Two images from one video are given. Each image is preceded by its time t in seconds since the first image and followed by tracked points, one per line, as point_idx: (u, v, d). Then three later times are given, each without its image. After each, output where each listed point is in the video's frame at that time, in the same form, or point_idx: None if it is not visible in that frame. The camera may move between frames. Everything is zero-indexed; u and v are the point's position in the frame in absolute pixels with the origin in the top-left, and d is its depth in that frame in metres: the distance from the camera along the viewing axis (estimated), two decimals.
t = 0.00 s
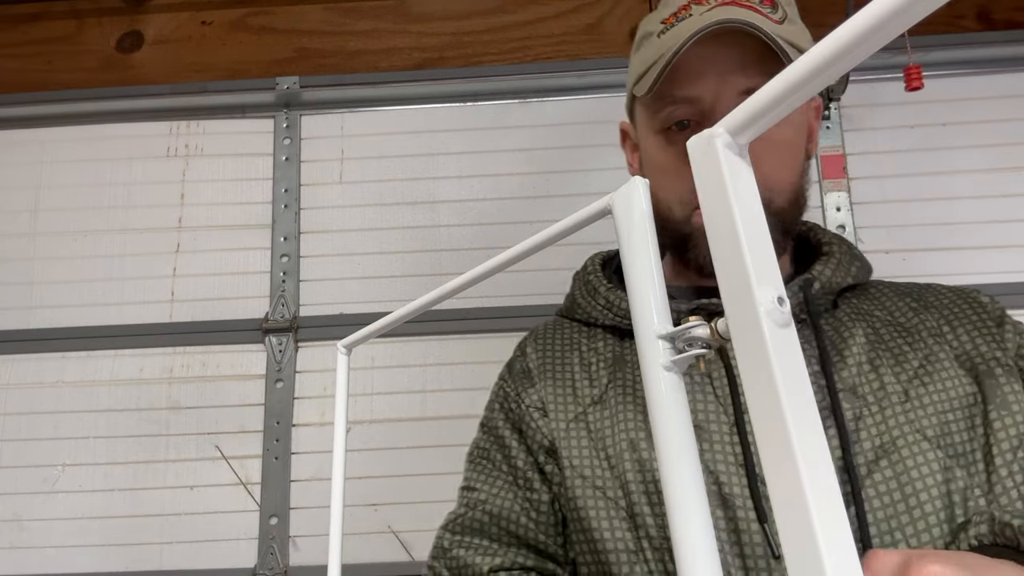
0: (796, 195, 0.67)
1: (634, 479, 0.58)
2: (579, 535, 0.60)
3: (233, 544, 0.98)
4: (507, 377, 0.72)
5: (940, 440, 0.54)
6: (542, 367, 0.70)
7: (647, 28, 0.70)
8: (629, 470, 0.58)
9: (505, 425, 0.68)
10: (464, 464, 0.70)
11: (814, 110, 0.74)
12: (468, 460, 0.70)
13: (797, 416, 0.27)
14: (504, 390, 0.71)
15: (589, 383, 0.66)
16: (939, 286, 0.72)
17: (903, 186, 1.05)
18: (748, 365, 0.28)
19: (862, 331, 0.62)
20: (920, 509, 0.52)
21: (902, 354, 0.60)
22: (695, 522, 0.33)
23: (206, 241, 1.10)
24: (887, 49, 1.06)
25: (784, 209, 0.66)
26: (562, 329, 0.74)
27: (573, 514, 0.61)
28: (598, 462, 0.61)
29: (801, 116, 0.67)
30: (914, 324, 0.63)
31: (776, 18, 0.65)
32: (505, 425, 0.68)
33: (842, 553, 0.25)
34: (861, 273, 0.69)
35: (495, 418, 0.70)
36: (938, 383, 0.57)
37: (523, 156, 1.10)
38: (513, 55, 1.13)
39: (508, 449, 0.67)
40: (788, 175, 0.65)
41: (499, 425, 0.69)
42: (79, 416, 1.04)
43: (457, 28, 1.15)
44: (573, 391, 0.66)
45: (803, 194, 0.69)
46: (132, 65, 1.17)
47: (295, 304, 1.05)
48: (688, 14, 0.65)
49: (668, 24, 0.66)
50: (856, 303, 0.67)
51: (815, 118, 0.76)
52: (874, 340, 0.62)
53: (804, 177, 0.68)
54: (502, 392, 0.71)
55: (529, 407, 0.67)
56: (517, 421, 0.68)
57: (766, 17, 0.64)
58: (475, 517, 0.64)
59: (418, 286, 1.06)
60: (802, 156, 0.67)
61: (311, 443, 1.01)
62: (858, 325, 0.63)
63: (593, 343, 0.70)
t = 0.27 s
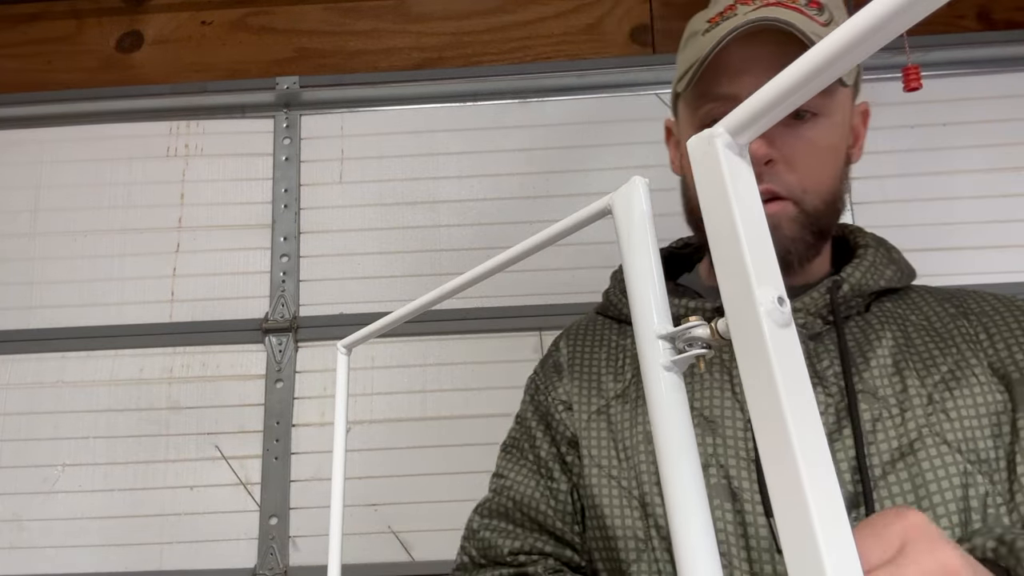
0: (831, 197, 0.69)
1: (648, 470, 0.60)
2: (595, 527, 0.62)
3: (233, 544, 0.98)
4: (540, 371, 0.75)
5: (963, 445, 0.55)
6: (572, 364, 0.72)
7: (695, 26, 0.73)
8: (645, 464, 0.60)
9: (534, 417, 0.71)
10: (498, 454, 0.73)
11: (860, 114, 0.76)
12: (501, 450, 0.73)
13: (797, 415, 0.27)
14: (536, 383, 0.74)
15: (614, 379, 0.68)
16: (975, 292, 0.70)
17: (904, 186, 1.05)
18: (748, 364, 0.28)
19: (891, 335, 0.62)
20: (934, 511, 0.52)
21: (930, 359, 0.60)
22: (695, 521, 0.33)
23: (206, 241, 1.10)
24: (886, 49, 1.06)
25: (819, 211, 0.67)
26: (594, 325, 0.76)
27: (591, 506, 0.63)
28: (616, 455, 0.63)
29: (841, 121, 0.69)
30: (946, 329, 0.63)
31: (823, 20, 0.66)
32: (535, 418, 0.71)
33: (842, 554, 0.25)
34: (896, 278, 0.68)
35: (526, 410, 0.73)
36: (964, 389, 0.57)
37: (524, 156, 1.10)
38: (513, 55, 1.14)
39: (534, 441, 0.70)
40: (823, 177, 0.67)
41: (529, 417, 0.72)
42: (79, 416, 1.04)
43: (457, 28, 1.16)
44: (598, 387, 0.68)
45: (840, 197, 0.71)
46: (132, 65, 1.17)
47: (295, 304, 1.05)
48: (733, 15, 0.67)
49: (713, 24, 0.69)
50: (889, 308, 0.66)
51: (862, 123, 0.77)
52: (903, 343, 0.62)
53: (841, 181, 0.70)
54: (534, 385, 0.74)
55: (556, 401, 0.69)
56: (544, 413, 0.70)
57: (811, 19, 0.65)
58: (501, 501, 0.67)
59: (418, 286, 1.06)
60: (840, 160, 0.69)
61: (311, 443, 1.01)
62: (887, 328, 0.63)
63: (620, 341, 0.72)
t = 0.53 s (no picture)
0: (873, 203, 0.72)
1: (651, 458, 0.61)
2: (591, 506, 0.63)
3: (233, 544, 0.98)
4: (553, 349, 0.76)
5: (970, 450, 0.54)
6: (585, 343, 0.73)
7: (762, 13, 0.75)
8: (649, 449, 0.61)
9: (541, 392, 0.73)
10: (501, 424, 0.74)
11: (910, 127, 0.79)
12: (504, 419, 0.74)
13: (797, 413, 0.27)
14: (548, 361, 0.75)
15: (624, 362, 0.69)
16: (1009, 302, 0.71)
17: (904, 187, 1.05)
18: (748, 364, 0.28)
19: (906, 340, 0.63)
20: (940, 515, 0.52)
21: (943, 366, 0.61)
22: (695, 518, 0.33)
23: (206, 241, 1.10)
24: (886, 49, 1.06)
25: (862, 215, 0.71)
26: (609, 309, 0.77)
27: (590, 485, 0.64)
28: (619, 436, 0.64)
29: (894, 128, 0.72)
30: (960, 338, 0.63)
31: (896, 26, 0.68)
32: (542, 392, 0.72)
33: (841, 553, 0.25)
34: (922, 283, 0.70)
35: (536, 384, 0.74)
36: (974, 396, 0.57)
37: (524, 156, 1.09)
38: (514, 55, 1.14)
39: (538, 413, 0.71)
40: (869, 181, 0.71)
41: (536, 392, 0.73)
42: (78, 416, 1.04)
43: (457, 28, 1.16)
44: (607, 367, 0.70)
45: (880, 204, 0.75)
46: (132, 65, 1.17)
47: (295, 304, 1.05)
48: (806, 6, 0.69)
49: (784, 11, 0.71)
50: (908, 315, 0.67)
51: (908, 137, 0.81)
52: (918, 349, 0.63)
53: (883, 188, 0.73)
54: (546, 361, 0.75)
55: (565, 378, 0.71)
56: (552, 388, 0.72)
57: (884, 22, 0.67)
58: (495, 464, 0.68)
59: (418, 286, 1.06)
60: (886, 166, 0.72)
61: (311, 443, 1.01)
62: (903, 334, 0.64)
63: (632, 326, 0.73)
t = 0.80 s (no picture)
0: (888, 211, 0.73)
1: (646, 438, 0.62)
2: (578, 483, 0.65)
3: (233, 544, 0.98)
4: (553, 323, 0.78)
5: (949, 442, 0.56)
6: (584, 320, 0.75)
7: (795, 6, 0.75)
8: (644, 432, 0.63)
9: (540, 364, 0.75)
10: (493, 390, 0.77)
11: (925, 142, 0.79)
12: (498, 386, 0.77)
13: (797, 412, 0.26)
14: (549, 334, 0.77)
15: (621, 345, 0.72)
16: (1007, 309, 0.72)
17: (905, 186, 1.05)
18: (748, 365, 0.28)
19: (898, 341, 0.64)
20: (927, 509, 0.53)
21: (932, 366, 0.63)
22: (694, 516, 0.33)
23: (206, 241, 1.10)
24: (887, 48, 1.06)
25: (875, 223, 0.72)
26: (610, 291, 0.79)
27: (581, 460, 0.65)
28: (615, 419, 0.66)
29: (917, 138, 0.72)
30: (947, 339, 0.65)
31: (930, 33, 0.68)
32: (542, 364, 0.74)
33: (840, 552, 0.25)
34: (922, 289, 0.72)
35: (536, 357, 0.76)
36: (958, 394, 0.59)
37: (524, 156, 1.09)
38: (514, 55, 1.14)
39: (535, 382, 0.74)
40: (886, 190, 0.71)
41: (535, 365, 0.76)
42: (79, 416, 1.04)
43: (457, 28, 1.16)
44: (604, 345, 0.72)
45: (894, 213, 0.75)
46: (132, 65, 1.17)
47: (295, 304, 1.05)
48: (839, 5, 0.70)
49: (817, 7, 0.71)
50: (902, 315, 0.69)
51: (925, 147, 0.81)
52: (910, 351, 0.64)
53: (898, 198, 0.74)
54: (544, 335, 0.78)
55: (564, 352, 0.73)
56: (551, 361, 0.74)
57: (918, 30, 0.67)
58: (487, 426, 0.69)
59: (418, 286, 1.06)
60: (904, 176, 0.72)
61: (311, 443, 1.01)
62: (897, 335, 0.65)
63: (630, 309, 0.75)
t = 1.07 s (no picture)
0: (874, 213, 0.73)
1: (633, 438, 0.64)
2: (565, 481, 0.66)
3: (234, 544, 0.98)
4: (540, 321, 0.79)
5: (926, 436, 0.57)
6: (572, 318, 0.76)
7: (785, 7, 0.76)
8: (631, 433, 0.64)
9: (528, 362, 0.76)
10: (479, 386, 0.77)
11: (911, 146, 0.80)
12: (483, 382, 0.77)
13: (797, 412, 0.27)
14: (536, 333, 0.78)
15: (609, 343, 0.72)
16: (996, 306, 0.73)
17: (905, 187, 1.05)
18: (748, 365, 0.28)
19: (884, 340, 0.66)
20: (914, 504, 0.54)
21: (917, 365, 0.64)
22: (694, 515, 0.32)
23: (206, 241, 1.10)
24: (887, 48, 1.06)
25: (860, 224, 0.72)
26: (599, 289, 0.79)
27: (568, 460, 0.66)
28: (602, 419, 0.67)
29: (906, 140, 0.72)
30: (930, 337, 0.67)
31: (920, 35, 0.68)
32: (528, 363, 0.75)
33: (840, 551, 0.25)
34: (906, 288, 0.72)
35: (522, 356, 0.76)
36: (940, 390, 0.60)
37: (524, 156, 1.10)
38: (514, 55, 1.14)
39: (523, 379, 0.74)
40: (873, 192, 0.71)
41: (523, 362, 0.76)
42: (79, 416, 1.04)
43: (457, 29, 1.16)
44: (592, 343, 0.72)
45: (881, 214, 0.75)
46: (132, 65, 1.18)
47: (295, 304, 1.05)
48: (830, 6, 0.70)
49: (808, 7, 0.72)
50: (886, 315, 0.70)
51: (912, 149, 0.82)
52: (895, 350, 0.66)
53: (885, 200, 0.74)
54: (532, 332, 0.78)
55: (551, 349, 0.73)
56: (539, 358, 0.75)
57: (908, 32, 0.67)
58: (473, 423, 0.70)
59: (418, 286, 1.06)
60: (891, 178, 0.73)
61: (311, 443, 1.01)
62: (882, 334, 0.66)
63: (617, 308, 0.75)
